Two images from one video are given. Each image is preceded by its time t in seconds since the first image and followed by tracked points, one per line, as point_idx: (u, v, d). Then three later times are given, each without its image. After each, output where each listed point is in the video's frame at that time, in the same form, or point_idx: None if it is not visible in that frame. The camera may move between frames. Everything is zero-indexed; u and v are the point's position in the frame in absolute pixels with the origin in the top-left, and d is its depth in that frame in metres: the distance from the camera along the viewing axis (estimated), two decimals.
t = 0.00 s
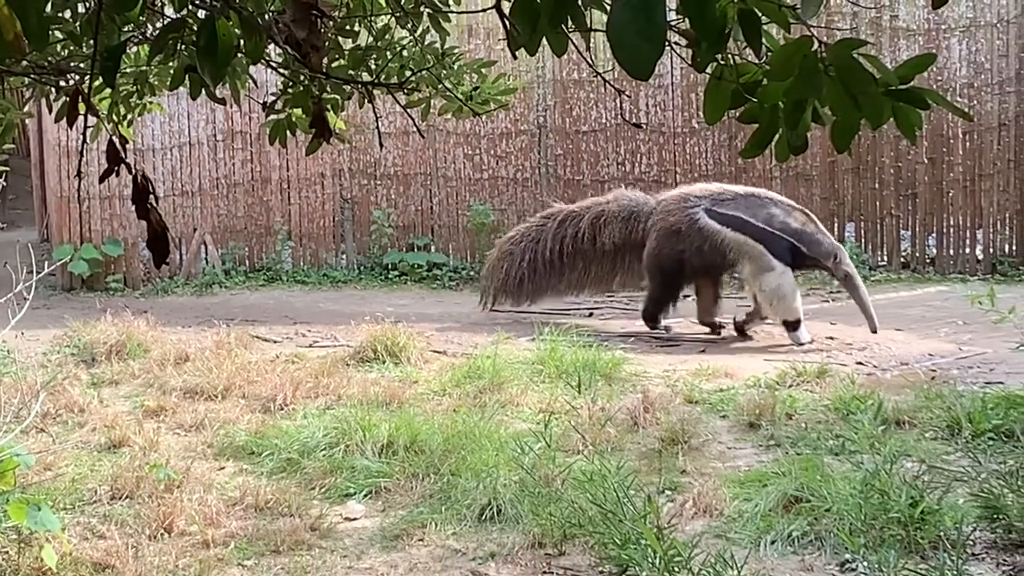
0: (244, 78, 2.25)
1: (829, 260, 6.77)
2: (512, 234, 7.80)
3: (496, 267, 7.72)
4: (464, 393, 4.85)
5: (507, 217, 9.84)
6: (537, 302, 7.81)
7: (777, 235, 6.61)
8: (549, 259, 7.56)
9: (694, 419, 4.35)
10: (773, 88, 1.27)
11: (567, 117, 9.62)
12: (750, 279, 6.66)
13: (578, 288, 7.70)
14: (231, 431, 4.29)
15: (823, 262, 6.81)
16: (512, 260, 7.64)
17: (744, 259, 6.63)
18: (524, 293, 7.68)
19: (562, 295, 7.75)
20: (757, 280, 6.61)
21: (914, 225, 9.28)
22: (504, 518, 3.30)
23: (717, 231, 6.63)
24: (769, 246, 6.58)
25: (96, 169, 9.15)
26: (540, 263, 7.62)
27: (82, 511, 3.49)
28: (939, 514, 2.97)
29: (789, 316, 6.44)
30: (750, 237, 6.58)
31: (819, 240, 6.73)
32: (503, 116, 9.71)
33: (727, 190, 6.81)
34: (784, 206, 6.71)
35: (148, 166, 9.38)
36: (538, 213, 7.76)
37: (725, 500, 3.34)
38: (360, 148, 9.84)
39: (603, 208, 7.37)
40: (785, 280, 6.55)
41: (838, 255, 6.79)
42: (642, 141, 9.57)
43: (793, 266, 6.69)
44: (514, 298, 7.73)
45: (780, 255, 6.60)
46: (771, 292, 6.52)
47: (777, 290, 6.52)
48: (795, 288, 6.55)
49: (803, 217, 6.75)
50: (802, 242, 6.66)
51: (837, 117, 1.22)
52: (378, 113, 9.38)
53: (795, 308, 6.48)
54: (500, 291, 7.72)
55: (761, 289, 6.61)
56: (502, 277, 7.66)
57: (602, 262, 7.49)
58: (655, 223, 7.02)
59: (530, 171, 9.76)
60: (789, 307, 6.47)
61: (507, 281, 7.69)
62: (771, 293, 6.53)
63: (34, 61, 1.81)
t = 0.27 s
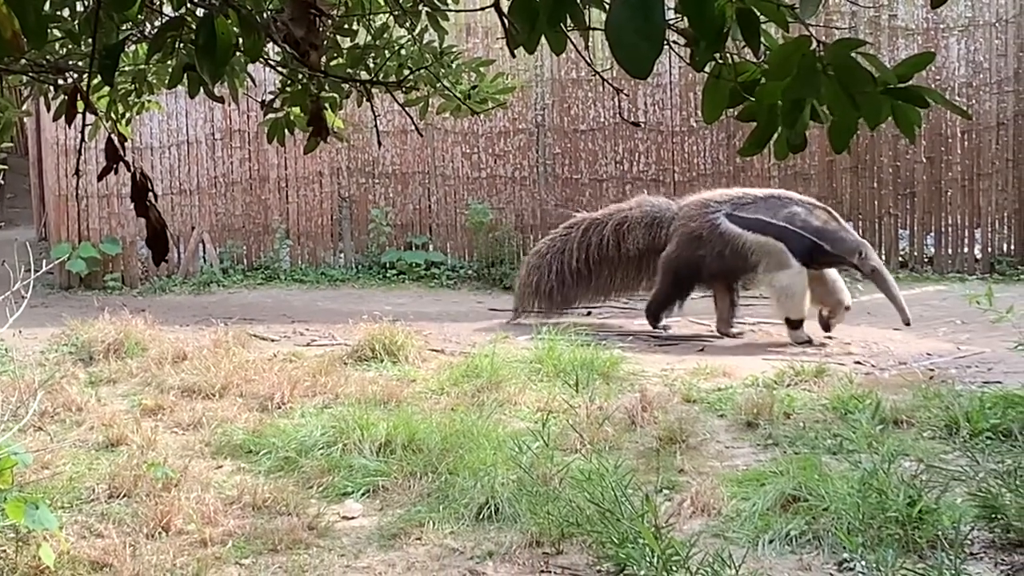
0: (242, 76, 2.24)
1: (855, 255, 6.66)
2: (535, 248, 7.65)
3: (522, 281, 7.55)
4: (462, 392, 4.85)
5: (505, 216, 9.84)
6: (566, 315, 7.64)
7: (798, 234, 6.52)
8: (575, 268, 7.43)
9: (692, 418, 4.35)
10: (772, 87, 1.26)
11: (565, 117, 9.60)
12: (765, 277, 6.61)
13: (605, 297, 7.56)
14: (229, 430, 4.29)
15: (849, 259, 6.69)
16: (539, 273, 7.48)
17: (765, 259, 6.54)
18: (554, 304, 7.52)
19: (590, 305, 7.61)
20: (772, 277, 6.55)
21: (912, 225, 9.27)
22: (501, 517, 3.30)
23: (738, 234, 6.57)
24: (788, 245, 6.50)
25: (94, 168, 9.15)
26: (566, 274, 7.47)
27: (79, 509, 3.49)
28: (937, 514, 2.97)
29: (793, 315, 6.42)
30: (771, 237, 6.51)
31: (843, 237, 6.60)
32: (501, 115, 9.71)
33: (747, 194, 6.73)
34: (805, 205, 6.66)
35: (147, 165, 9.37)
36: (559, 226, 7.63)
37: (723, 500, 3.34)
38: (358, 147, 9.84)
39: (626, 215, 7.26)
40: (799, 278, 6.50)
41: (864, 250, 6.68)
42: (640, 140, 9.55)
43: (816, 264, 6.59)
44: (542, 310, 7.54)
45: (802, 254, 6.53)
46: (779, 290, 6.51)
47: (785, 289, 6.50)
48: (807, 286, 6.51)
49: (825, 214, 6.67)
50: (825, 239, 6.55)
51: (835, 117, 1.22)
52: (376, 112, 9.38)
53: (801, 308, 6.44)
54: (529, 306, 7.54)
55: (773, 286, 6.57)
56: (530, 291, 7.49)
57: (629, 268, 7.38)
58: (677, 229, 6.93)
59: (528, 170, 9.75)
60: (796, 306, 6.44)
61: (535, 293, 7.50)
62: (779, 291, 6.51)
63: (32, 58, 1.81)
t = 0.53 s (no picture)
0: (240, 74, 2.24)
1: (875, 262, 6.47)
2: (555, 227, 7.59)
3: (538, 259, 7.60)
4: (459, 390, 4.86)
5: (503, 214, 9.84)
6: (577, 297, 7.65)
7: (820, 236, 6.40)
8: (589, 256, 7.37)
9: (689, 416, 4.35)
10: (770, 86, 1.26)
11: (564, 115, 9.60)
12: (778, 273, 6.53)
13: (619, 288, 7.49)
14: (227, 428, 4.29)
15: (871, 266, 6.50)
16: (553, 255, 7.48)
17: (787, 258, 6.44)
18: (563, 286, 7.56)
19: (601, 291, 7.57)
20: (784, 274, 6.47)
21: (910, 223, 9.28)
22: (499, 515, 3.30)
23: (764, 231, 6.47)
24: (809, 245, 6.39)
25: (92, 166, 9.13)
26: (580, 259, 7.43)
27: (77, 507, 3.50)
28: (934, 512, 2.97)
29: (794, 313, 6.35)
30: (794, 236, 6.40)
31: (866, 243, 6.43)
32: (500, 113, 9.70)
33: (775, 192, 6.66)
34: (831, 209, 6.54)
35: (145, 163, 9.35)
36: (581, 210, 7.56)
37: (720, 498, 3.34)
38: (356, 145, 9.85)
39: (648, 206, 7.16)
40: (811, 280, 6.39)
41: (885, 259, 6.49)
42: (638, 138, 9.54)
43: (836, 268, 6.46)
44: (553, 290, 7.59)
45: (821, 257, 6.41)
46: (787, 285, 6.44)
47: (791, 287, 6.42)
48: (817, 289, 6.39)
49: (850, 219, 6.54)
50: (847, 244, 6.39)
51: (833, 116, 1.22)
52: (374, 110, 9.38)
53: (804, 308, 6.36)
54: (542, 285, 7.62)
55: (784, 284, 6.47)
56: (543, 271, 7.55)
57: (644, 261, 7.28)
58: (701, 223, 6.86)
59: (526, 168, 9.75)
60: (800, 306, 6.36)
61: (548, 273, 7.56)
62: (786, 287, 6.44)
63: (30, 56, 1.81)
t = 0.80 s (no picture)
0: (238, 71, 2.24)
1: (896, 256, 6.46)
2: (571, 233, 7.29)
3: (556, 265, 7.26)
4: (458, 387, 4.86)
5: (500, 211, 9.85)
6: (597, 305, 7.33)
7: (843, 234, 6.34)
8: (609, 262, 7.07)
9: (687, 413, 4.36)
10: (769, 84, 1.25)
11: (561, 112, 9.59)
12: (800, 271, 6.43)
13: (640, 294, 7.20)
14: (225, 424, 4.29)
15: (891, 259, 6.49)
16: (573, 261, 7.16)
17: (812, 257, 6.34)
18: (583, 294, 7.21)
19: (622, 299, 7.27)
20: (805, 271, 6.37)
21: (907, 221, 9.29)
22: (497, 512, 3.30)
23: (788, 228, 6.37)
24: (831, 243, 6.32)
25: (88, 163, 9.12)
26: (601, 265, 7.11)
27: (75, 504, 3.49)
28: (931, 508, 2.98)
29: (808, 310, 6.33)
30: (816, 234, 6.32)
31: (887, 237, 6.41)
32: (496, 110, 9.70)
33: (795, 187, 6.57)
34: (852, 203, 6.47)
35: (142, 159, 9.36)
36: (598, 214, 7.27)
37: (718, 494, 3.35)
38: (353, 142, 9.85)
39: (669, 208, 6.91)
40: (832, 277, 6.32)
41: (906, 252, 6.49)
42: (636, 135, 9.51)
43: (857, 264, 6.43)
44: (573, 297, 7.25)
45: (843, 254, 6.36)
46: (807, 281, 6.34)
47: (812, 282, 6.34)
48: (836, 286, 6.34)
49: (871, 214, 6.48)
50: (869, 240, 6.37)
51: (832, 114, 1.22)
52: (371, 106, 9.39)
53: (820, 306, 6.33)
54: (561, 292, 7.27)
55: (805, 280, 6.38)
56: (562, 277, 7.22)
57: (666, 266, 7.01)
58: (725, 222, 6.67)
59: (524, 165, 9.74)
60: (816, 303, 6.33)
61: (566, 276, 7.24)
62: (806, 285, 6.35)
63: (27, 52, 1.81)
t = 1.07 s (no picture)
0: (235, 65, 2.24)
1: (923, 245, 6.53)
2: (589, 240, 7.22)
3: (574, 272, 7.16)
4: (455, 381, 4.86)
5: (498, 205, 9.86)
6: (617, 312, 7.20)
7: (867, 230, 6.42)
8: (627, 263, 6.98)
9: (685, 407, 4.35)
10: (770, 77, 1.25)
11: (559, 106, 9.59)
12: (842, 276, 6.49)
13: (660, 298, 7.09)
14: (223, 419, 4.29)
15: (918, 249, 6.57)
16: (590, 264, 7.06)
17: (836, 254, 6.43)
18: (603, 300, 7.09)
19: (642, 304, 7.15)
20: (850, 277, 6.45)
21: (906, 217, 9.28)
22: (495, 506, 3.30)
23: (811, 227, 6.40)
24: (859, 242, 6.40)
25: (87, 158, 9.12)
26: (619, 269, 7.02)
27: (72, 498, 3.49)
28: (930, 503, 2.97)
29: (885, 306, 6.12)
30: (840, 233, 6.37)
31: (910, 227, 6.50)
32: (495, 104, 9.71)
33: (814, 185, 6.58)
34: (873, 198, 6.51)
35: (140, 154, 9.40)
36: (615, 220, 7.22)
37: (716, 489, 3.34)
38: (351, 137, 9.86)
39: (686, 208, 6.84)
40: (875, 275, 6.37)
41: (933, 238, 6.55)
42: (634, 129, 9.51)
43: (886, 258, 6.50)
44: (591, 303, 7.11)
45: (871, 250, 6.43)
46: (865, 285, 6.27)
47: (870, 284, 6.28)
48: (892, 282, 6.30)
49: (893, 206, 6.53)
50: (893, 232, 6.46)
51: (832, 107, 1.22)
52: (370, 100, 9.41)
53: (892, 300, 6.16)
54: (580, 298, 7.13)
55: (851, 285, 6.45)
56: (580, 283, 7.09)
57: (684, 266, 6.92)
58: (743, 221, 6.61)
59: (522, 160, 9.76)
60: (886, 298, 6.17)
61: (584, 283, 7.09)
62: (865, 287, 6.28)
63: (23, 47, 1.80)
